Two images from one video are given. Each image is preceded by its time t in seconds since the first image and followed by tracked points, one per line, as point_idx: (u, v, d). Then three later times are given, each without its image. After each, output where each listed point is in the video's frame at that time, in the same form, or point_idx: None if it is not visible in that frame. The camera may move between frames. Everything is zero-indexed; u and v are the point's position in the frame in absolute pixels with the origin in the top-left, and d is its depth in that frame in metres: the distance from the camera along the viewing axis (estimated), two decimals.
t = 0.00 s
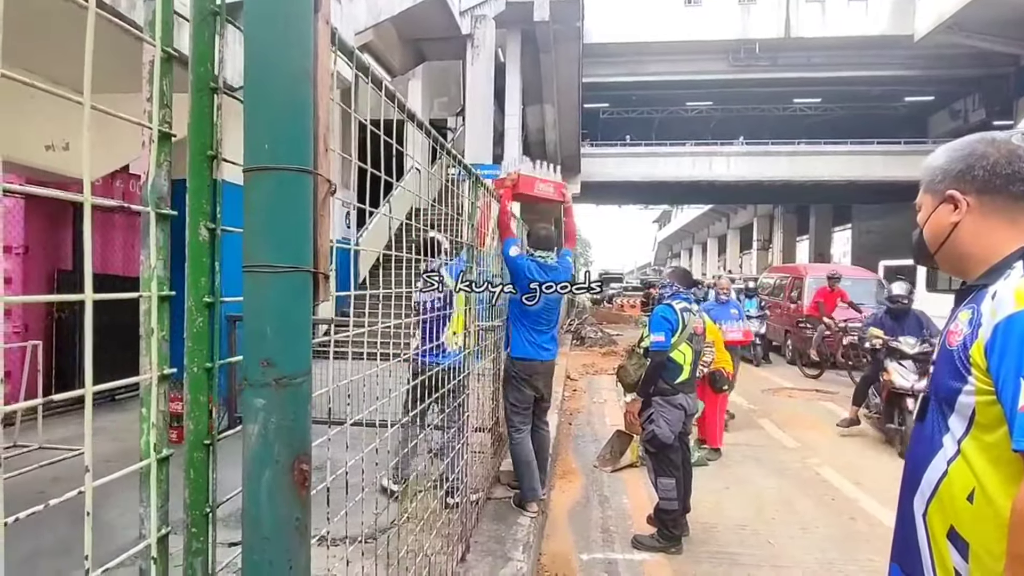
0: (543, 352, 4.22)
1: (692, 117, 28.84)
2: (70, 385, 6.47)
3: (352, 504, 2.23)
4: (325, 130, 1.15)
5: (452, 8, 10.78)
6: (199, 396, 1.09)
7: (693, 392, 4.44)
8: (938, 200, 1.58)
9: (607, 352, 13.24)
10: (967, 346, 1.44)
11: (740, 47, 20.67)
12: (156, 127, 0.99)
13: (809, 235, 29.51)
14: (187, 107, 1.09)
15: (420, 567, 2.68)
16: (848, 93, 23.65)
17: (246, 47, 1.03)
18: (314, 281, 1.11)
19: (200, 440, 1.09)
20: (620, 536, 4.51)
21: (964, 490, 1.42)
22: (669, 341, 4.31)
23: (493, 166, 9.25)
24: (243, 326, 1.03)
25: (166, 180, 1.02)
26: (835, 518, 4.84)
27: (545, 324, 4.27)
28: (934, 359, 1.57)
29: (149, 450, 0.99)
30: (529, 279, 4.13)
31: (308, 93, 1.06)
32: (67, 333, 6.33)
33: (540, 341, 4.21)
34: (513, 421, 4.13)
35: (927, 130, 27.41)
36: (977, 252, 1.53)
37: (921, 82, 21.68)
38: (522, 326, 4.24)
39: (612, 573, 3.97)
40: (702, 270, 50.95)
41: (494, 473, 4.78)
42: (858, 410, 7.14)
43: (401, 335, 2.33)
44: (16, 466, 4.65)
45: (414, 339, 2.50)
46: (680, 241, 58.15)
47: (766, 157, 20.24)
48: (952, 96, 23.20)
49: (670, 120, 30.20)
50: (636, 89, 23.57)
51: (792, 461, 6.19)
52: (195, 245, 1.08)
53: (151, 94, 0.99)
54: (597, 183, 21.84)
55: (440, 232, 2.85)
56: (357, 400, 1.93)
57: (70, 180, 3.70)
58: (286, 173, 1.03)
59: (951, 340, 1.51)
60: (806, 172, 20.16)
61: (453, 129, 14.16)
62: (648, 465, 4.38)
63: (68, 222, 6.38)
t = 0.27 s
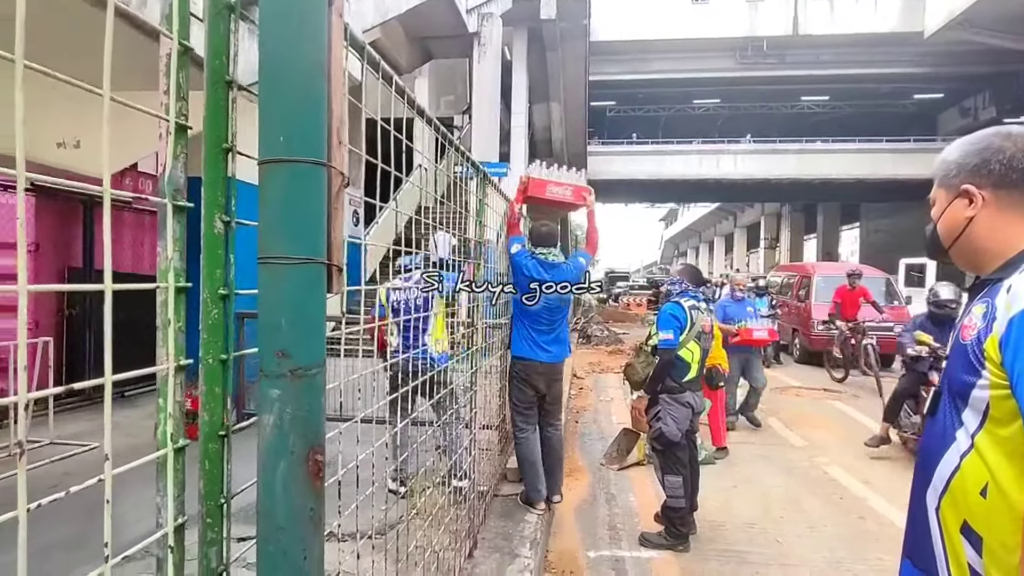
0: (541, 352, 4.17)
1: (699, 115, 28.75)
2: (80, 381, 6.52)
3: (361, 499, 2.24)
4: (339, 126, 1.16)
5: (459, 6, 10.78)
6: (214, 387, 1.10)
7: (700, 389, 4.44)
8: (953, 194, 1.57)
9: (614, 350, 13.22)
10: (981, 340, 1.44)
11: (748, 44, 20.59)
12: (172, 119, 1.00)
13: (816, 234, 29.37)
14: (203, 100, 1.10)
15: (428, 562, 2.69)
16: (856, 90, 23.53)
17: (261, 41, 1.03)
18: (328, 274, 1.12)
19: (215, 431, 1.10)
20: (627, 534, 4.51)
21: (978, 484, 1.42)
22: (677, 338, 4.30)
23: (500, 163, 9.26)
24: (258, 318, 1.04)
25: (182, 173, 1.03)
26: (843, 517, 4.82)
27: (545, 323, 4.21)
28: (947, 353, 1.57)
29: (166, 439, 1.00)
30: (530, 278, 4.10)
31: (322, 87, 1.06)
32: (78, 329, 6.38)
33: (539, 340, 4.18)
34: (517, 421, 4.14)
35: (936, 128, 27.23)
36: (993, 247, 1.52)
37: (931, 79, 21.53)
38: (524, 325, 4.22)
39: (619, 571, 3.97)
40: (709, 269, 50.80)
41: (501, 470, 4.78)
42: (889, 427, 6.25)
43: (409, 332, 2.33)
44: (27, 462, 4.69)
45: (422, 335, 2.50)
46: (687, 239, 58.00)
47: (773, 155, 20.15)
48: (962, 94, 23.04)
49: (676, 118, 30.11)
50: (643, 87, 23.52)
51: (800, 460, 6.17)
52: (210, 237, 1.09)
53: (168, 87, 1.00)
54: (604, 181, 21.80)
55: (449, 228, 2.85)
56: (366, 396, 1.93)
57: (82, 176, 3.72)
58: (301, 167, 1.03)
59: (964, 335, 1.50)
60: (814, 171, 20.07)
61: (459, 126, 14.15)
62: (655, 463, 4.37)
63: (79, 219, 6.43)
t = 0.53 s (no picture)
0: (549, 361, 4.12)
1: (706, 113, 28.66)
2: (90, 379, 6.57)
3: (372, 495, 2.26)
4: (358, 126, 1.18)
5: (466, 5, 10.79)
6: (236, 382, 1.12)
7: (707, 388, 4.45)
8: (964, 193, 1.58)
9: (619, 349, 13.22)
10: (991, 337, 1.45)
11: (755, 42, 20.52)
12: (197, 119, 1.02)
13: (823, 233, 29.26)
14: (224, 100, 1.12)
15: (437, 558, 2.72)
16: (864, 88, 23.42)
17: (281, 43, 1.05)
18: (347, 271, 1.14)
19: (236, 425, 1.12)
20: (635, 532, 4.52)
21: (988, 479, 1.43)
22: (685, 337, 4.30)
23: (507, 162, 9.27)
24: (279, 314, 1.06)
25: (206, 172, 1.05)
26: (851, 516, 4.83)
27: (553, 332, 4.18)
28: (956, 350, 1.58)
29: (191, 432, 1.03)
30: (531, 279, 4.13)
31: (342, 87, 1.08)
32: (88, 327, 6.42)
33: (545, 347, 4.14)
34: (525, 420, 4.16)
35: (945, 125, 27.07)
36: (1004, 246, 1.53)
37: (939, 77, 21.41)
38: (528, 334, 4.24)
39: (627, 568, 3.99)
40: (714, 267, 50.67)
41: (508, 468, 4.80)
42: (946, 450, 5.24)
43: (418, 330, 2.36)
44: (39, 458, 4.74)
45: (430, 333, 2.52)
46: (693, 238, 57.87)
47: (780, 153, 20.09)
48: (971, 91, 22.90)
49: (683, 116, 30.04)
50: (650, 85, 23.47)
51: (807, 458, 6.16)
52: (232, 235, 1.10)
53: (192, 88, 1.02)
54: (610, 180, 21.78)
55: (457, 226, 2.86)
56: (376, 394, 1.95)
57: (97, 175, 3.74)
58: (322, 166, 1.05)
59: (974, 332, 1.51)
60: (821, 169, 20.01)
61: (465, 125, 14.15)
62: (662, 461, 4.38)
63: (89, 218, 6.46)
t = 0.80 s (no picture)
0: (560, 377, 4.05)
1: (708, 111, 28.62)
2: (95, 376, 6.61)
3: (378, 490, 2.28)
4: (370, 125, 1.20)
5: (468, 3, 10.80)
6: (250, 377, 1.13)
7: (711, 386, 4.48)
8: (966, 192, 1.59)
9: (621, 347, 13.24)
10: (992, 334, 1.46)
11: (757, 40, 20.50)
12: (213, 119, 1.05)
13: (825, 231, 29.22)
14: (238, 100, 1.13)
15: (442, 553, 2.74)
16: (866, 86, 23.38)
17: (296, 45, 1.07)
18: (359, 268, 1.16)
19: (251, 419, 1.14)
20: (637, 528, 4.55)
21: (989, 475, 1.45)
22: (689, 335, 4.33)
23: (509, 159, 9.29)
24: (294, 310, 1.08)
25: (222, 171, 1.07)
26: (852, 513, 4.85)
27: (567, 347, 4.11)
28: (958, 347, 1.59)
29: (208, 427, 1.06)
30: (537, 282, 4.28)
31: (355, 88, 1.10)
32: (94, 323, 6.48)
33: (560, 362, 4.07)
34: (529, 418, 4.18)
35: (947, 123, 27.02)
36: (1006, 244, 1.55)
37: (942, 74, 21.36)
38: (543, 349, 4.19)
39: (630, 564, 4.01)
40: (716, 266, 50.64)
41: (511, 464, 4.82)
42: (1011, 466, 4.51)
43: (422, 327, 2.38)
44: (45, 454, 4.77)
45: (434, 331, 2.54)
46: (694, 236, 57.84)
47: (782, 151, 20.06)
48: (974, 89, 22.86)
49: (684, 114, 30.02)
50: (651, 83, 23.46)
51: (809, 456, 6.18)
52: (247, 233, 1.12)
53: (209, 88, 1.04)
54: (612, 178, 21.77)
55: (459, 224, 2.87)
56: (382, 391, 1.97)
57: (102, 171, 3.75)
58: (336, 165, 1.07)
59: (975, 329, 1.53)
60: (823, 168, 20.00)
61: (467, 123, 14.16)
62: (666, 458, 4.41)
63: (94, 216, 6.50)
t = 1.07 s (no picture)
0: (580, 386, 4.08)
1: (703, 107, 28.64)
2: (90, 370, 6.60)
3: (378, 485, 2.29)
4: (376, 121, 1.21)
5: None
6: (256, 370, 1.14)
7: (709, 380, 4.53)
8: (959, 188, 1.62)
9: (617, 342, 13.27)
10: (985, 329, 1.49)
11: (753, 35, 20.51)
12: (220, 115, 1.07)
13: (820, 227, 29.32)
14: (244, 94, 1.14)
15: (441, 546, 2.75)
16: (861, 82, 23.45)
17: (302, 41, 1.08)
18: (366, 262, 1.18)
19: (257, 412, 1.15)
20: (634, 522, 4.58)
21: (981, 468, 1.48)
22: (687, 331, 4.38)
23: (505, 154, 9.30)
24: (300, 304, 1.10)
25: (229, 166, 1.09)
26: (846, 506, 4.89)
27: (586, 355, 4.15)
28: (952, 342, 1.62)
29: (216, 419, 1.08)
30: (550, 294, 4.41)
31: (361, 83, 1.11)
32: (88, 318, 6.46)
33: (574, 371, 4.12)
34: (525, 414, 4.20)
35: (941, 119, 27.13)
36: (998, 240, 1.58)
37: (936, 71, 21.43)
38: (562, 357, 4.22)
39: (627, 557, 4.05)
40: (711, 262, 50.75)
41: (509, 459, 4.84)
42: None
43: (420, 322, 2.39)
44: (42, 450, 4.77)
45: (432, 326, 2.55)
46: (689, 232, 57.93)
47: (778, 147, 20.10)
48: (968, 85, 22.94)
49: (680, 110, 30.03)
50: (647, 79, 23.47)
51: (803, 450, 6.22)
52: (252, 227, 1.13)
53: (216, 84, 1.06)
54: (607, 173, 21.78)
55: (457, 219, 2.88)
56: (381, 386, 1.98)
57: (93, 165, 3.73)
58: (342, 159, 1.08)
59: (969, 324, 1.55)
60: (818, 164, 20.06)
61: (462, 118, 14.14)
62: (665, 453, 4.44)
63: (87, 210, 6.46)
